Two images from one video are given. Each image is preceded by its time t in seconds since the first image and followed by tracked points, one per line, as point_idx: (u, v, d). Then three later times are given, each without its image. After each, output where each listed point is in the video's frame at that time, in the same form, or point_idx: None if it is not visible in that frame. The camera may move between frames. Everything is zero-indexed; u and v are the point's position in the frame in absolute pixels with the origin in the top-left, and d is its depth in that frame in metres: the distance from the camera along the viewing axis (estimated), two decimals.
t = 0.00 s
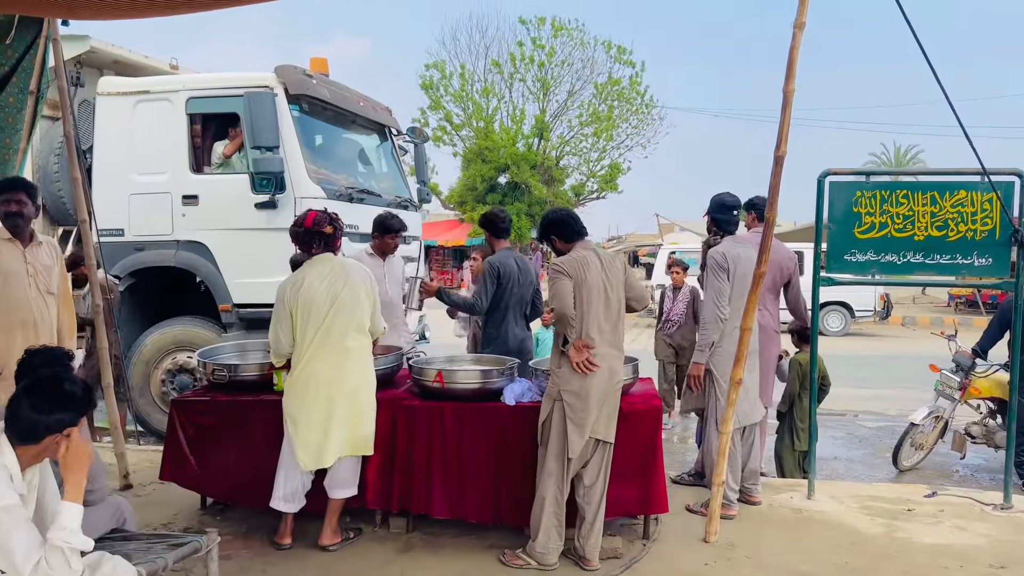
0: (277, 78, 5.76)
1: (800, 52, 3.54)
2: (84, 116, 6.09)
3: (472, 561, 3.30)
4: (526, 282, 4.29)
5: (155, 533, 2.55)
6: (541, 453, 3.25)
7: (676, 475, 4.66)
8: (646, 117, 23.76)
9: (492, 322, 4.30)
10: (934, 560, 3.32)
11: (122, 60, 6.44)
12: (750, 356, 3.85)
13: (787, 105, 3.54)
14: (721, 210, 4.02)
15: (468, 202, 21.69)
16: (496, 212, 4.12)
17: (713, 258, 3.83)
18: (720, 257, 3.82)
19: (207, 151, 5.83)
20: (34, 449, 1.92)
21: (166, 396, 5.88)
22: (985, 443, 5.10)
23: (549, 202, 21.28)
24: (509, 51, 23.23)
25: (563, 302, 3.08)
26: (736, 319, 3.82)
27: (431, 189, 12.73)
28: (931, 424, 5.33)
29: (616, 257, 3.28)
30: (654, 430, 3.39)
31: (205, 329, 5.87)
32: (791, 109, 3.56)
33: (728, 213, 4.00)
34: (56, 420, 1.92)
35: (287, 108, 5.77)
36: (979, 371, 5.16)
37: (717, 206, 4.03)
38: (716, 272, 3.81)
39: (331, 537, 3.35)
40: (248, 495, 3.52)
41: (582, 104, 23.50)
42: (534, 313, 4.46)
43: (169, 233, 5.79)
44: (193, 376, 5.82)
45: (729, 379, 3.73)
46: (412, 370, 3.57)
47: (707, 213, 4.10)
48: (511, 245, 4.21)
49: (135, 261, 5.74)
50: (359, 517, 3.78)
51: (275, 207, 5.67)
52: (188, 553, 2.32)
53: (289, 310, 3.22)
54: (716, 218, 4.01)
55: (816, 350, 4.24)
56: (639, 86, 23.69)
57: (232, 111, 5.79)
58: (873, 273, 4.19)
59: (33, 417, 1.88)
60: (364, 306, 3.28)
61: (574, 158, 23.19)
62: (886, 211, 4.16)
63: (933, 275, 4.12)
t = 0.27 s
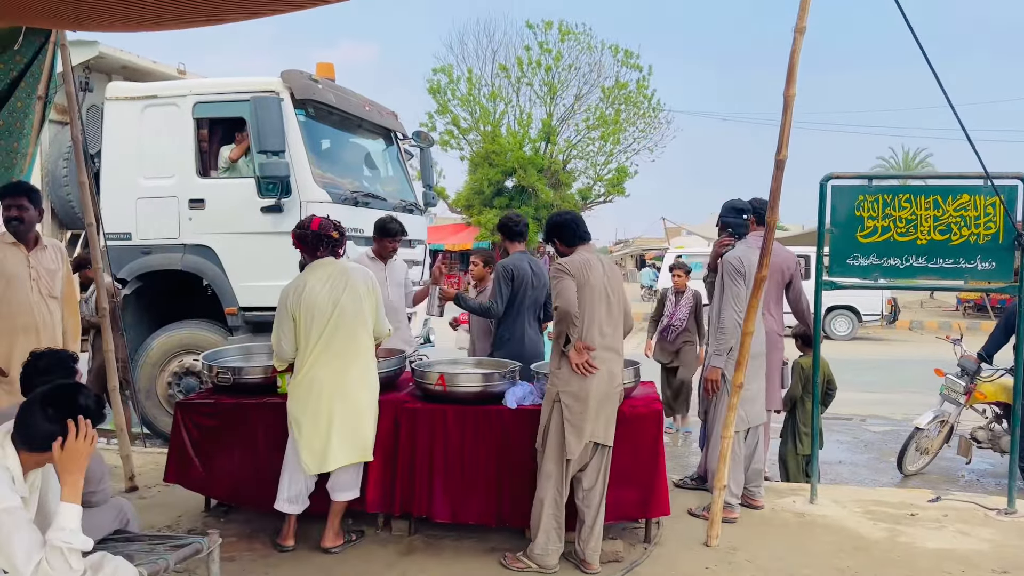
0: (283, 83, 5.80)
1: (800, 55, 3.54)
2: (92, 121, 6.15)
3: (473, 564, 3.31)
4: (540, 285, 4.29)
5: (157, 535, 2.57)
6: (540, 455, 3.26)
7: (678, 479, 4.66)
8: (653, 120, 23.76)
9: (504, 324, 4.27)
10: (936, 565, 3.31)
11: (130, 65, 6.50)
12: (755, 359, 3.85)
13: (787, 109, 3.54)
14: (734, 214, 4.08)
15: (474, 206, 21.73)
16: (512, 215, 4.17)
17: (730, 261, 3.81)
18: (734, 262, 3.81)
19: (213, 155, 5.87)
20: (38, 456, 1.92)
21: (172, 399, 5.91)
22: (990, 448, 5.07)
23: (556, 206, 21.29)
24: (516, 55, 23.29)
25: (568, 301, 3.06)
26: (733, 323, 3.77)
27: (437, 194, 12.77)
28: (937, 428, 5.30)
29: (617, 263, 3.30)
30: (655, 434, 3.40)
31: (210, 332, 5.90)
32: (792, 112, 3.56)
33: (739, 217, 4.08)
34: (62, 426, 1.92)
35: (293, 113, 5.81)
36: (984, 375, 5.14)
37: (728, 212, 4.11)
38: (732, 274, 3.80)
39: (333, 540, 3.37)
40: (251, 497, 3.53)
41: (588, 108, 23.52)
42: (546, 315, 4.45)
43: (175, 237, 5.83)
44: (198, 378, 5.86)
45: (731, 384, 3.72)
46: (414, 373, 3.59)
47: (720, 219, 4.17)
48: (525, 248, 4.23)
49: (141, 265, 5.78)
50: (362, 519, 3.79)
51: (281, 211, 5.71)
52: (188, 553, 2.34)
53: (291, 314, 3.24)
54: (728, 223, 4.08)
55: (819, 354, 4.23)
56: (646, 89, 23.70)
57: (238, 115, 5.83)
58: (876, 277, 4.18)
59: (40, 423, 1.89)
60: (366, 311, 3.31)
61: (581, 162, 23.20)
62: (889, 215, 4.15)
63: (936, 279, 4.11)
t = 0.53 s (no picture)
0: (292, 88, 5.86)
1: (802, 59, 3.55)
2: (104, 126, 6.24)
3: (474, 566, 3.33)
4: (544, 288, 4.30)
5: (161, 536, 2.60)
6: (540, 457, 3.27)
7: (682, 483, 4.66)
8: (664, 123, 23.73)
9: (510, 328, 4.30)
10: (939, 569, 3.31)
11: (141, 70, 6.57)
12: (759, 363, 3.82)
13: (788, 113, 3.54)
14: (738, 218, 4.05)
15: (486, 209, 21.79)
16: (514, 220, 4.18)
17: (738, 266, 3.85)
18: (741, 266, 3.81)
19: (223, 159, 5.95)
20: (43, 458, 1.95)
21: (181, 400, 5.98)
22: (998, 453, 5.04)
23: (567, 209, 21.30)
24: (528, 59, 23.33)
25: (570, 299, 3.10)
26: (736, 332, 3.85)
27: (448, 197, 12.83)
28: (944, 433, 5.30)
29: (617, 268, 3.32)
30: (655, 438, 3.40)
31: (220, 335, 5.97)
32: (794, 116, 3.57)
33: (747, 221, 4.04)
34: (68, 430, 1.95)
35: (301, 117, 5.86)
36: (992, 380, 5.12)
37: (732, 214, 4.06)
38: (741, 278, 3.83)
39: (336, 541, 3.39)
40: (255, 498, 3.57)
41: (599, 111, 23.52)
42: (553, 318, 4.48)
43: (185, 240, 5.90)
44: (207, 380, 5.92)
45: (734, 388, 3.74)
46: (416, 375, 3.61)
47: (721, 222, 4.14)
48: (527, 253, 4.24)
49: (152, 268, 5.86)
50: (366, 521, 3.82)
51: (289, 215, 5.77)
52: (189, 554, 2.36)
53: (284, 319, 3.28)
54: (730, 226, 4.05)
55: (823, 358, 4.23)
56: (657, 92, 23.68)
57: (247, 120, 5.89)
58: (880, 282, 4.16)
59: (46, 428, 1.93)
60: (358, 313, 3.32)
61: (592, 165, 23.21)
62: (892, 220, 4.14)
63: (940, 283, 4.09)
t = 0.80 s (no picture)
0: (300, 92, 5.92)
1: (804, 61, 3.55)
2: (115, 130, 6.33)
3: (475, 567, 3.34)
4: (546, 291, 4.30)
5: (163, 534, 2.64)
6: (541, 458, 3.28)
7: (687, 486, 4.65)
8: (676, 126, 23.69)
9: (511, 331, 4.32)
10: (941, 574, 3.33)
11: (151, 74, 6.64)
12: (764, 366, 3.83)
13: (789, 115, 3.54)
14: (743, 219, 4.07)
15: (497, 212, 21.85)
16: (514, 222, 4.21)
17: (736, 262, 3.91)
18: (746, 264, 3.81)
19: (232, 163, 6.00)
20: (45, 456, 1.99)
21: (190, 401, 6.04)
22: (1006, 457, 5.02)
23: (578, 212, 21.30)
24: (539, 62, 23.36)
25: (571, 298, 3.12)
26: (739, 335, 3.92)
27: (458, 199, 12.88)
28: (952, 436, 5.28)
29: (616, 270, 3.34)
30: (657, 441, 3.40)
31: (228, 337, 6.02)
32: (796, 118, 3.57)
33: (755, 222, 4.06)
34: (69, 428, 1.99)
35: (308, 121, 5.91)
36: (1000, 384, 5.10)
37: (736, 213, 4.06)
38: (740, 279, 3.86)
39: (338, 541, 3.41)
40: (258, 499, 3.60)
41: (610, 115, 23.51)
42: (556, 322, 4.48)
43: (194, 243, 5.96)
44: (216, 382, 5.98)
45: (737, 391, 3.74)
46: (419, 377, 3.63)
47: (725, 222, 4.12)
48: (529, 256, 4.27)
49: (161, 270, 5.93)
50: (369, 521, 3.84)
51: (297, 218, 5.82)
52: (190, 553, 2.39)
53: (274, 321, 3.32)
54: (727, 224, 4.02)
55: (827, 360, 4.21)
56: (669, 96, 23.64)
57: (256, 124, 5.95)
58: (884, 284, 4.15)
59: (48, 424, 1.96)
60: (347, 313, 3.34)
61: (603, 168, 23.20)
62: (896, 222, 4.12)
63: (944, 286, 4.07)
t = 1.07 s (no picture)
0: (306, 98, 5.95)
1: (808, 66, 3.54)
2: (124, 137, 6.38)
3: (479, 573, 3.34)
4: (549, 297, 4.29)
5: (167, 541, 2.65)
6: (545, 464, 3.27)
7: (694, 491, 4.63)
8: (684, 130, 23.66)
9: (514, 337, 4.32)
10: None
11: (159, 82, 6.69)
12: (769, 372, 3.81)
13: (792, 120, 3.53)
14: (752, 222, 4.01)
15: (504, 216, 21.89)
16: (520, 226, 4.20)
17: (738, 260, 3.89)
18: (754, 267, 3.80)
19: (239, 169, 6.04)
20: (46, 460, 2.00)
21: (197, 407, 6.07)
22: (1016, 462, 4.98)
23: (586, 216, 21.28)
24: (547, 67, 23.39)
25: (576, 305, 3.11)
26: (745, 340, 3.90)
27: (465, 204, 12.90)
28: (961, 441, 5.26)
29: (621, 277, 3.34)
30: (661, 447, 3.39)
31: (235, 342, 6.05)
32: (800, 122, 3.56)
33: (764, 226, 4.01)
34: (67, 431, 2.01)
35: (315, 127, 5.94)
36: (1009, 389, 5.07)
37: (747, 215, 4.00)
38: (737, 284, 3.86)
39: (342, 548, 3.41)
40: (263, 505, 3.61)
41: (618, 119, 23.50)
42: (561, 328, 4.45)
43: (202, 249, 6.00)
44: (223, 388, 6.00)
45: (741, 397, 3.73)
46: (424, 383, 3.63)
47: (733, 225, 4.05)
48: (532, 260, 4.26)
49: (169, 276, 5.97)
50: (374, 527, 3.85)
51: (303, 224, 5.85)
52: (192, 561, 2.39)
53: (273, 321, 3.39)
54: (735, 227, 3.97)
55: (833, 364, 4.19)
56: (677, 99, 23.62)
57: (263, 130, 5.99)
58: (890, 289, 4.12)
59: (48, 429, 1.98)
60: (343, 318, 3.34)
61: (611, 172, 23.19)
62: (902, 226, 4.10)
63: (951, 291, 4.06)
